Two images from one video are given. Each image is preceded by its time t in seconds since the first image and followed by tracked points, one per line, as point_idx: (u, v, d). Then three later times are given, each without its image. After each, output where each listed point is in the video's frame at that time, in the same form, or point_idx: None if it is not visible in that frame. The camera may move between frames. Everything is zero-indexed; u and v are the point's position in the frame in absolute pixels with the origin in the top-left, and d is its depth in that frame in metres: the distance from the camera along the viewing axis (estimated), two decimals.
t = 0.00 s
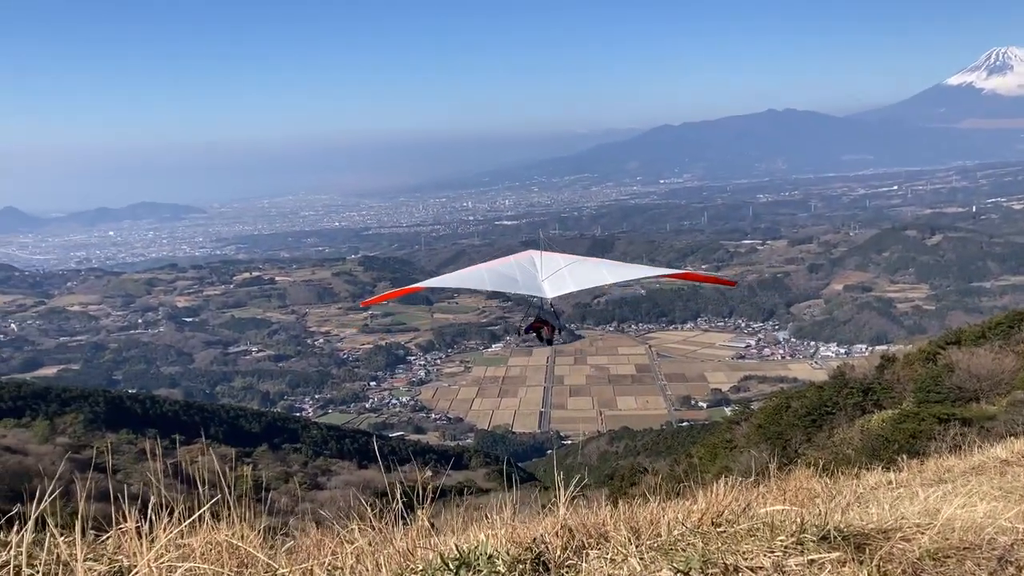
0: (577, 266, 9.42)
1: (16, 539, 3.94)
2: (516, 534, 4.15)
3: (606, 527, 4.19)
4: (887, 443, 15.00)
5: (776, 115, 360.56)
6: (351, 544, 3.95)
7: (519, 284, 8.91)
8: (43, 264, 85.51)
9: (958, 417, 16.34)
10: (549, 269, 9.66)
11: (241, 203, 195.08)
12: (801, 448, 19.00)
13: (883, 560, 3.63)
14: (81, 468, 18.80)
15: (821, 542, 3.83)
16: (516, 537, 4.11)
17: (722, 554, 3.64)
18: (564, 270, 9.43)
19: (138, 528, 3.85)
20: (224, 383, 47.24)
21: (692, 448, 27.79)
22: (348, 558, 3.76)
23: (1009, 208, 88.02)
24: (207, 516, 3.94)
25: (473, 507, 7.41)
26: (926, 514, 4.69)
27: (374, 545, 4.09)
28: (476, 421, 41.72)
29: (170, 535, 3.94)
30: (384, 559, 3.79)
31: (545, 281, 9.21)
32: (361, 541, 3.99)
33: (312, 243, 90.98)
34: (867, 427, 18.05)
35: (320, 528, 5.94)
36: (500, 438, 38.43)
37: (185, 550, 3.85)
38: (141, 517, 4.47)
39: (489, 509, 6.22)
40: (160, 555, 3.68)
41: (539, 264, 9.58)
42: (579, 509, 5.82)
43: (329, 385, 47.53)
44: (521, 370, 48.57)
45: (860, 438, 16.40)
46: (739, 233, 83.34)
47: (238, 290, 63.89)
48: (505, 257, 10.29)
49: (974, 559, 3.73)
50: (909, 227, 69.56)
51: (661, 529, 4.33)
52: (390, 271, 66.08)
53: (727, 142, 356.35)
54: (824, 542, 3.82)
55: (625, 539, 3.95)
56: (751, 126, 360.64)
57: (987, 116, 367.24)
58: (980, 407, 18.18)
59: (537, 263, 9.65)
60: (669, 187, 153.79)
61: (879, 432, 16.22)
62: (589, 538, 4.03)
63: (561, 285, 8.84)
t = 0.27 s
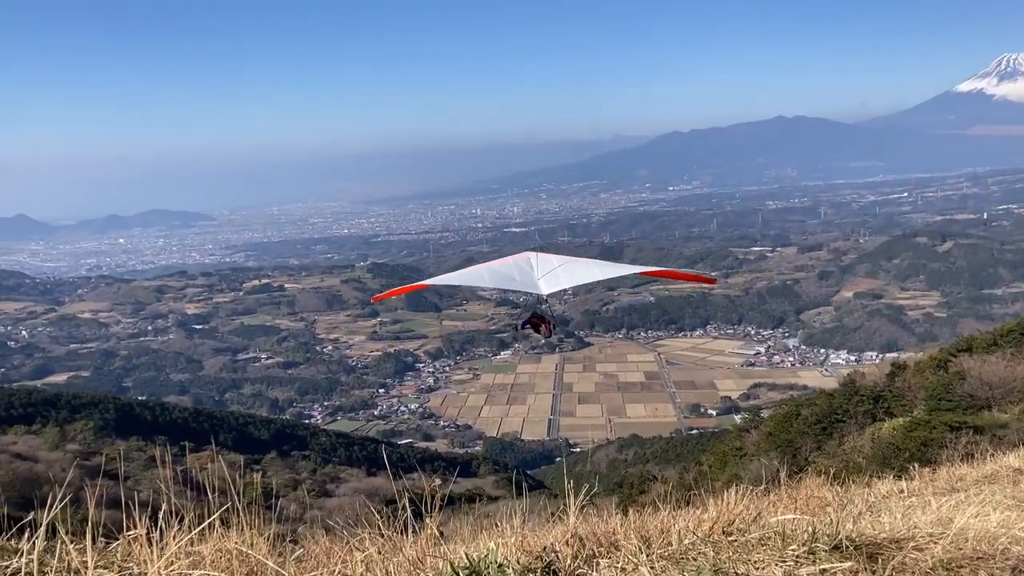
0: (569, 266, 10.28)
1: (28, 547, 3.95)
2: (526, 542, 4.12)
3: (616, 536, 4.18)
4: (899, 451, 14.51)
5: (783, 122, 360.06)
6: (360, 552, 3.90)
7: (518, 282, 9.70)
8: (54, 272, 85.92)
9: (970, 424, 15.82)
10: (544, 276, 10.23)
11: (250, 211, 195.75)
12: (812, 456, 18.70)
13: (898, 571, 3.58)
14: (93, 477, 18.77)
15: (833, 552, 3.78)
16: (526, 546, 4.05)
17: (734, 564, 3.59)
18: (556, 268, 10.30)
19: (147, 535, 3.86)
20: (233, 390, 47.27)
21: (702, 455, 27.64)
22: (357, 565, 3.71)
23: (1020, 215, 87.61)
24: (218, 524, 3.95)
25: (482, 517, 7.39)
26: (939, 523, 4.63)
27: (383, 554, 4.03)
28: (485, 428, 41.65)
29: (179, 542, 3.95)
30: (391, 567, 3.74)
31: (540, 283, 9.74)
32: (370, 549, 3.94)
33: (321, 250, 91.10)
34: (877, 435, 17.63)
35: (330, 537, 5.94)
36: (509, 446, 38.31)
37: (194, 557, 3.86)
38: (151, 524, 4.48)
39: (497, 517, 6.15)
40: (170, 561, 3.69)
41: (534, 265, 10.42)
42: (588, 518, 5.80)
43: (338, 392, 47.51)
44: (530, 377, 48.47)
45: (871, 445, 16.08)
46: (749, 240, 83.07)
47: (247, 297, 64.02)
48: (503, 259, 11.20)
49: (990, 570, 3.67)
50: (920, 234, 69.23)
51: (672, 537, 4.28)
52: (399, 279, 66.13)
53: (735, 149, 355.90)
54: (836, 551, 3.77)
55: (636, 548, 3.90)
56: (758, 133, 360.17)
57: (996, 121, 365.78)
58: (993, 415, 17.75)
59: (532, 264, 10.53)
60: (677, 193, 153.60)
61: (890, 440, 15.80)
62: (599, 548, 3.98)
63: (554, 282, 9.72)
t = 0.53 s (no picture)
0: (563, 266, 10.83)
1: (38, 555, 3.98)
2: (534, 550, 4.13)
3: (624, 544, 4.19)
4: (909, 460, 13.79)
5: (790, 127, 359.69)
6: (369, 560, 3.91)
7: (514, 280, 10.26)
8: (63, 278, 86.41)
9: (981, 433, 14.84)
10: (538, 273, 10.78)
11: (258, 218, 196.34)
12: (821, 464, 18.26)
13: None
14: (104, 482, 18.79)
15: (841, 560, 3.77)
16: (537, 555, 4.03)
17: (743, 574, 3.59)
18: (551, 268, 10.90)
19: (156, 543, 3.88)
20: (241, 397, 47.35)
21: (711, 463, 27.54)
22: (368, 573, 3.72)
23: None
24: (226, 531, 3.96)
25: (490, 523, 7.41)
26: (951, 533, 4.57)
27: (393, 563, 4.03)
28: (493, 435, 41.66)
29: (188, 549, 3.98)
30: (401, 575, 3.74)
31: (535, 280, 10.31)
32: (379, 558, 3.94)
33: (330, 257, 91.32)
34: (887, 443, 16.96)
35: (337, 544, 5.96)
36: (516, 452, 38.23)
37: (203, 566, 3.88)
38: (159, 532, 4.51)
39: (506, 524, 6.12)
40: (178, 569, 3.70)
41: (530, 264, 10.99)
42: (596, 525, 5.81)
43: (346, 398, 47.54)
44: (537, 384, 48.40)
45: (881, 454, 15.58)
46: (757, 247, 82.90)
47: (256, 304, 64.17)
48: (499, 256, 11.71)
49: None
50: (930, 241, 68.95)
51: (681, 545, 4.26)
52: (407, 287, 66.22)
53: (742, 154, 355.65)
54: (846, 560, 3.75)
55: (646, 556, 3.88)
56: (765, 138, 360.00)
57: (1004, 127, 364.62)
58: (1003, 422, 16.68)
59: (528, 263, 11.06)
60: (685, 200, 153.52)
61: (898, 449, 15.00)
62: (610, 556, 3.95)
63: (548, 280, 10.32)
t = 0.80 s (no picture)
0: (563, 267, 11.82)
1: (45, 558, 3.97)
2: (542, 555, 4.12)
3: (632, 551, 4.19)
4: (919, 469, 12.88)
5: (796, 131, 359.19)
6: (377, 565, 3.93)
7: (516, 279, 11.28)
8: (71, 283, 86.67)
9: (990, 439, 14.04)
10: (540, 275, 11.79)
11: (265, 223, 196.81)
12: (829, 471, 17.97)
13: None
14: (113, 489, 18.77)
15: (850, 569, 3.73)
16: (542, 561, 4.03)
17: None
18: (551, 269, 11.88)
19: (165, 547, 3.91)
20: (248, 402, 47.38)
21: (718, 469, 27.43)
22: None
23: None
24: (232, 536, 3.96)
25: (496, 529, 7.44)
26: (960, 541, 4.53)
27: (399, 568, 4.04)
28: (499, 440, 41.64)
29: (195, 554, 3.97)
30: None
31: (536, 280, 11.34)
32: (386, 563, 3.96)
33: (336, 262, 91.43)
34: (895, 449, 16.03)
35: (343, 549, 5.96)
36: (522, 458, 38.17)
37: (211, 569, 3.87)
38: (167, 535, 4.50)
39: (513, 530, 6.12)
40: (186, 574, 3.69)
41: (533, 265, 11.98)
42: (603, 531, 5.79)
43: (352, 404, 47.54)
44: (544, 390, 48.36)
45: (887, 459, 14.95)
46: (764, 252, 82.69)
47: (263, 308, 64.25)
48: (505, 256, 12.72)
49: None
50: (938, 247, 68.66)
51: (688, 552, 4.24)
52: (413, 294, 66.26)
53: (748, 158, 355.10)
54: (854, 569, 3.72)
55: (653, 564, 3.87)
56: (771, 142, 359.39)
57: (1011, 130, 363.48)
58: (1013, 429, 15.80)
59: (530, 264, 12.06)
60: (691, 205, 153.20)
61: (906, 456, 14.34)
62: (616, 564, 3.94)
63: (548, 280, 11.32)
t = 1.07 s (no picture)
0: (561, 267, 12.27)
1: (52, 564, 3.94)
2: (547, 562, 4.13)
3: (639, 556, 4.19)
4: (925, 475, 12.76)
5: (802, 136, 358.45)
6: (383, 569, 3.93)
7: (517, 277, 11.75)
8: (78, 286, 86.97)
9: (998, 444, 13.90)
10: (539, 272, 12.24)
11: (271, 226, 197.39)
12: (836, 476, 17.89)
13: None
14: (120, 491, 18.78)
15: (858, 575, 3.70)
16: (548, 566, 4.01)
17: None
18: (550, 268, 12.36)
19: (171, 551, 3.92)
20: (254, 405, 47.44)
21: (724, 473, 27.35)
22: None
23: None
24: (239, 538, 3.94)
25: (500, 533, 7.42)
26: (968, 548, 4.49)
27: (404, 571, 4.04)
28: (505, 445, 41.63)
29: (203, 558, 3.96)
30: None
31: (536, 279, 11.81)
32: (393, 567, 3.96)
33: (342, 266, 91.53)
34: (903, 454, 15.80)
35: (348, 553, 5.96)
36: (528, 462, 38.11)
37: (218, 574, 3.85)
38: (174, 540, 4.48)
39: (518, 533, 6.10)
40: None
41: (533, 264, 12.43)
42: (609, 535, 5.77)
43: (358, 407, 47.53)
44: (549, 394, 48.31)
45: (895, 464, 14.83)
46: (771, 257, 82.54)
47: (269, 311, 64.33)
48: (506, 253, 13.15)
49: None
50: (945, 252, 68.47)
51: (693, 557, 4.23)
52: (419, 299, 66.21)
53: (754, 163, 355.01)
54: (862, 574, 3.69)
55: (659, 570, 3.84)
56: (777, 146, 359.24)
57: (1017, 135, 363.04)
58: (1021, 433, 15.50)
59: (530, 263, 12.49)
60: (697, 210, 153.03)
61: (911, 460, 14.24)
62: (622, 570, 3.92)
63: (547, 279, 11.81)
